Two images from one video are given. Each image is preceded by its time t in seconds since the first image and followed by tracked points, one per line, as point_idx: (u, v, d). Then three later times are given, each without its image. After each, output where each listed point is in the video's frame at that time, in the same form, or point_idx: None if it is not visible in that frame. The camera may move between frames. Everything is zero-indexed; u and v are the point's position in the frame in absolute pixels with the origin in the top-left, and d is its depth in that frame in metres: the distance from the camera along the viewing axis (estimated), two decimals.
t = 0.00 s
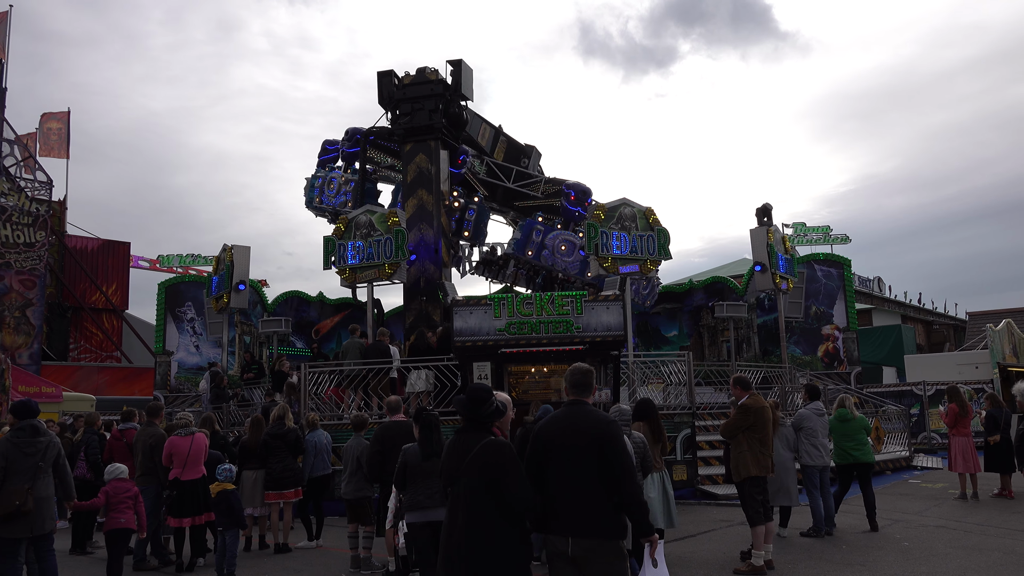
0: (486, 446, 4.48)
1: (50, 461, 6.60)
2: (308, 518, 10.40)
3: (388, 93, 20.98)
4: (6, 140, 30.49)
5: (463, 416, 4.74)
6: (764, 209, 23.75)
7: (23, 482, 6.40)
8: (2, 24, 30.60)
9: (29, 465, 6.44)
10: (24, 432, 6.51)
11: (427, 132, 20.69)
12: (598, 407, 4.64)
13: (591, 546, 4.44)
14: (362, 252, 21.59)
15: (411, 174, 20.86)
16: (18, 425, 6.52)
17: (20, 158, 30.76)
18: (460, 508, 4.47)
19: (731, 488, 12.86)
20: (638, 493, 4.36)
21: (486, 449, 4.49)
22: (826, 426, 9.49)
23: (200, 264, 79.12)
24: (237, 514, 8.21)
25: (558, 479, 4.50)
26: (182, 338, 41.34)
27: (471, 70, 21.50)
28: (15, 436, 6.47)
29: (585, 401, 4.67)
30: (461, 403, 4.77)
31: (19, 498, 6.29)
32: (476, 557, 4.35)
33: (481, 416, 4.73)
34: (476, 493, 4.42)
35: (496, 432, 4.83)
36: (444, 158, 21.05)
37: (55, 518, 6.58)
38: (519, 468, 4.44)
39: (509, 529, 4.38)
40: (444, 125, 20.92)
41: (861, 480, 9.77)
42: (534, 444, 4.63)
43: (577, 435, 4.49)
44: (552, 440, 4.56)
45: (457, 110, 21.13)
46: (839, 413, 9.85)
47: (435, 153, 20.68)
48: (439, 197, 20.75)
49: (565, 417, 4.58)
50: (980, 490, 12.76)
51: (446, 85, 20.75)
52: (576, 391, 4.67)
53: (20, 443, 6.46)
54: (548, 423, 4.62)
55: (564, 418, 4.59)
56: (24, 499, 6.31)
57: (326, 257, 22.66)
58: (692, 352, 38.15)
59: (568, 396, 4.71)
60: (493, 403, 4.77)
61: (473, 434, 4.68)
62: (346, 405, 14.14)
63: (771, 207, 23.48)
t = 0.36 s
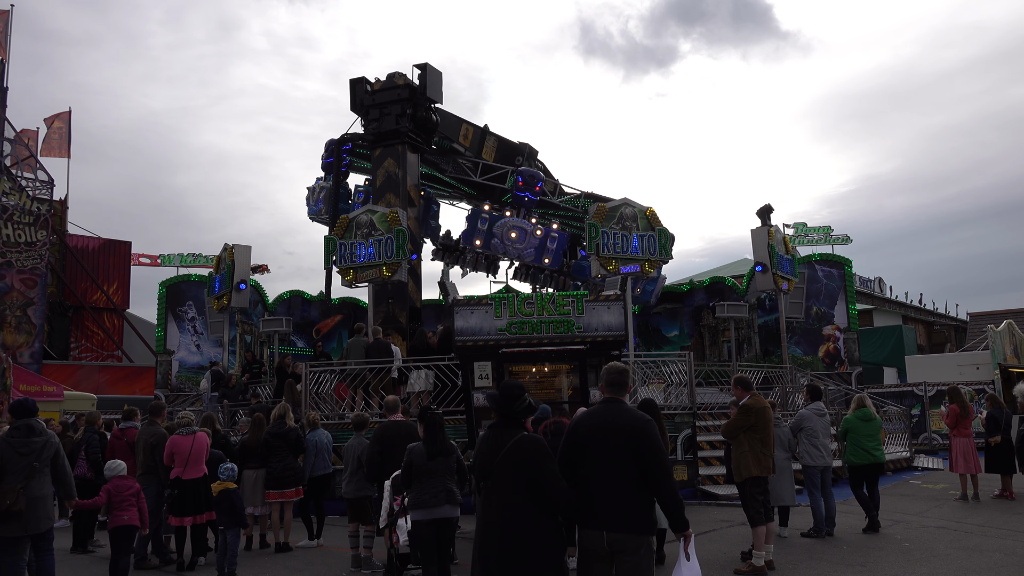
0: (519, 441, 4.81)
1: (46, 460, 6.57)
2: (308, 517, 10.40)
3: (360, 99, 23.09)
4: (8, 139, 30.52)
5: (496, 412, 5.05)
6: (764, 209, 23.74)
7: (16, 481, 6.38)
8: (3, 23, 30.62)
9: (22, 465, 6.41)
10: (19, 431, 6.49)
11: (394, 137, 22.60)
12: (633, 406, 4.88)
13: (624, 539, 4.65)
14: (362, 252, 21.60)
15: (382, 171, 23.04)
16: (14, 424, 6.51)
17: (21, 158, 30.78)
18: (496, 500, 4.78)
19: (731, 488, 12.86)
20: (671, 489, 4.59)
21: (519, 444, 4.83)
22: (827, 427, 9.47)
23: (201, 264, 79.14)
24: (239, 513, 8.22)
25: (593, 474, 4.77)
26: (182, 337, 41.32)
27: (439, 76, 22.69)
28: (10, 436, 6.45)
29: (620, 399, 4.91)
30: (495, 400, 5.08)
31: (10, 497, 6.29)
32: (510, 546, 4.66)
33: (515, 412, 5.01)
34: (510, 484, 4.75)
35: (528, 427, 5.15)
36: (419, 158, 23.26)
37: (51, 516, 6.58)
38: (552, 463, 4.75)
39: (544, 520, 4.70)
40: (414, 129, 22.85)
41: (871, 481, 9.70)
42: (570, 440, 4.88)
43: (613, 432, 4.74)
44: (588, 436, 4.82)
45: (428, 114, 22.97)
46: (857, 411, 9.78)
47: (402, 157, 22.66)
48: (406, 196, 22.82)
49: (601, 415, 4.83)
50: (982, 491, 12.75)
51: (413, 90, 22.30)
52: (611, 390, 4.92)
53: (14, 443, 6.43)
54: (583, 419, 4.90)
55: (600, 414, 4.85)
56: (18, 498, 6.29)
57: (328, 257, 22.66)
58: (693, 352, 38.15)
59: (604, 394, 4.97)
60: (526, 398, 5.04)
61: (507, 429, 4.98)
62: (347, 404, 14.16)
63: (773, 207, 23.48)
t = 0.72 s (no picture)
0: (537, 440, 4.85)
1: (48, 459, 6.58)
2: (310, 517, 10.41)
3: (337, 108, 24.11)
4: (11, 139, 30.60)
5: (514, 412, 5.11)
6: (767, 210, 23.73)
7: (18, 480, 6.39)
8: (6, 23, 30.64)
9: (24, 464, 6.42)
10: (20, 431, 6.50)
11: (365, 142, 23.39)
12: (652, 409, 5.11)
13: (641, 536, 4.82)
14: (365, 252, 21.60)
15: (355, 175, 23.74)
16: (15, 423, 6.51)
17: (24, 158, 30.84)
18: (513, 496, 4.80)
19: (733, 489, 12.85)
20: (691, 487, 4.81)
21: (537, 443, 4.87)
22: (830, 427, 9.45)
23: (203, 264, 79.16)
24: (242, 513, 8.23)
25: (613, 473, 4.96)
26: (184, 337, 41.34)
27: (409, 82, 23.50)
28: (10, 435, 6.45)
29: (640, 402, 5.13)
30: (512, 400, 5.13)
31: (12, 497, 6.30)
32: (527, 544, 4.66)
33: (531, 413, 5.07)
34: (528, 483, 4.78)
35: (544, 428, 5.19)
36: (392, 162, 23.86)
37: (53, 516, 6.59)
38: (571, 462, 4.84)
39: (561, 515, 4.74)
40: (386, 134, 23.58)
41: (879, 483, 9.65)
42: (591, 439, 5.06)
43: (634, 433, 4.95)
44: (609, 437, 5.01)
45: (400, 119, 23.72)
46: (869, 410, 9.82)
47: (371, 159, 23.28)
48: (378, 200, 23.35)
49: (623, 416, 5.04)
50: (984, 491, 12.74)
51: (382, 96, 23.07)
52: (631, 393, 5.14)
53: (14, 442, 6.43)
54: (601, 421, 5.11)
55: (620, 416, 5.06)
56: (18, 498, 6.31)
57: (330, 256, 22.63)
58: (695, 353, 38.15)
59: (623, 397, 5.19)
60: (541, 400, 5.09)
61: (525, 429, 5.05)
62: (350, 404, 14.19)
63: (775, 208, 23.47)
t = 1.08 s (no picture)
0: (544, 438, 4.97)
1: (43, 458, 6.56)
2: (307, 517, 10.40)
3: (311, 114, 23.92)
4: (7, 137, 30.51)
5: (522, 411, 5.22)
6: (764, 209, 23.75)
7: (14, 479, 6.38)
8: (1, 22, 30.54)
9: (20, 463, 6.41)
10: (16, 429, 6.49)
11: (335, 148, 23.15)
12: (659, 405, 5.17)
13: (659, 529, 4.93)
14: (362, 251, 21.59)
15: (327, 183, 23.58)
16: (12, 422, 6.50)
17: (19, 157, 30.76)
18: (522, 492, 4.94)
19: (730, 487, 12.86)
20: (701, 483, 4.89)
21: (544, 440, 4.99)
22: (827, 426, 9.45)
23: (200, 262, 79.01)
24: (240, 512, 8.21)
25: (624, 470, 5.05)
26: (181, 336, 41.28)
27: (379, 86, 23.38)
28: (7, 434, 6.45)
29: (646, 399, 5.18)
30: (520, 398, 5.24)
31: (7, 496, 6.29)
32: (533, 540, 4.84)
33: (538, 410, 5.18)
34: (535, 479, 4.92)
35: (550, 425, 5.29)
36: (363, 167, 23.61)
37: (48, 515, 6.56)
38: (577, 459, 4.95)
39: (566, 508, 4.87)
40: (356, 140, 23.40)
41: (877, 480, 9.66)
42: (601, 439, 5.17)
43: (643, 431, 5.03)
44: (619, 434, 5.10)
45: (371, 124, 23.52)
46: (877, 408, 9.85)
47: (342, 166, 23.09)
48: (349, 206, 23.04)
49: (630, 415, 5.12)
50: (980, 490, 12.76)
51: (351, 101, 22.93)
52: (638, 391, 5.18)
53: (11, 441, 6.42)
54: (612, 420, 5.19)
55: (629, 415, 5.13)
56: (13, 497, 6.29)
57: (326, 255, 22.57)
58: (692, 351, 38.16)
59: (632, 394, 5.25)
60: (547, 397, 5.19)
61: (532, 426, 5.16)
62: (347, 404, 14.18)
63: (772, 207, 23.49)
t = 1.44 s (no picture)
0: (553, 435, 5.03)
1: (40, 458, 6.54)
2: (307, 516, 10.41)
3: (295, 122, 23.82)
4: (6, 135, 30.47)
5: (532, 408, 5.24)
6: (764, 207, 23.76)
7: (9, 479, 6.37)
8: None
9: (15, 463, 6.40)
10: (12, 429, 6.48)
11: (312, 156, 22.93)
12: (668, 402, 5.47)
13: (675, 519, 5.25)
14: (361, 249, 21.57)
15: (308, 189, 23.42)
16: (8, 421, 6.51)
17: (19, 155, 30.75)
18: (529, 490, 4.96)
19: (730, 486, 12.87)
20: (712, 475, 5.20)
21: (553, 437, 5.06)
22: (823, 425, 9.44)
23: (199, 261, 78.92)
24: (238, 511, 8.20)
25: (639, 465, 5.33)
26: (180, 335, 41.23)
27: (353, 93, 22.93)
28: (3, 433, 6.44)
29: (657, 397, 5.48)
30: (529, 396, 5.28)
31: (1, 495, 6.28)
32: (539, 535, 4.85)
33: (547, 410, 5.23)
34: (545, 474, 4.95)
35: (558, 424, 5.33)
36: (341, 172, 23.31)
37: (44, 515, 6.55)
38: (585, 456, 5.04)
39: (569, 508, 4.90)
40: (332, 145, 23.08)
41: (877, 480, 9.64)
42: (614, 436, 5.41)
43: (657, 427, 5.31)
44: (634, 432, 5.35)
45: (347, 129, 23.20)
46: (878, 408, 9.79)
47: (319, 172, 22.76)
48: (327, 212, 22.73)
49: (642, 412, 5.40)
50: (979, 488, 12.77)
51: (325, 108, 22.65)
52: (649, 389, 5.47)
53: (7, 440, 6.42)
54: (626, 419, 5.47)
55: (642, 412, 5.41)
56: (7, 497, 6.27)
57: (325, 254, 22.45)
58: (691, 350, 38.14)
59: (641, 392, 5.53)
60: (557, 398, 5.24)
61: (542, 425, 5.18)
62: (346, 403, 14.17)
63: (771, 206, 23.51)
